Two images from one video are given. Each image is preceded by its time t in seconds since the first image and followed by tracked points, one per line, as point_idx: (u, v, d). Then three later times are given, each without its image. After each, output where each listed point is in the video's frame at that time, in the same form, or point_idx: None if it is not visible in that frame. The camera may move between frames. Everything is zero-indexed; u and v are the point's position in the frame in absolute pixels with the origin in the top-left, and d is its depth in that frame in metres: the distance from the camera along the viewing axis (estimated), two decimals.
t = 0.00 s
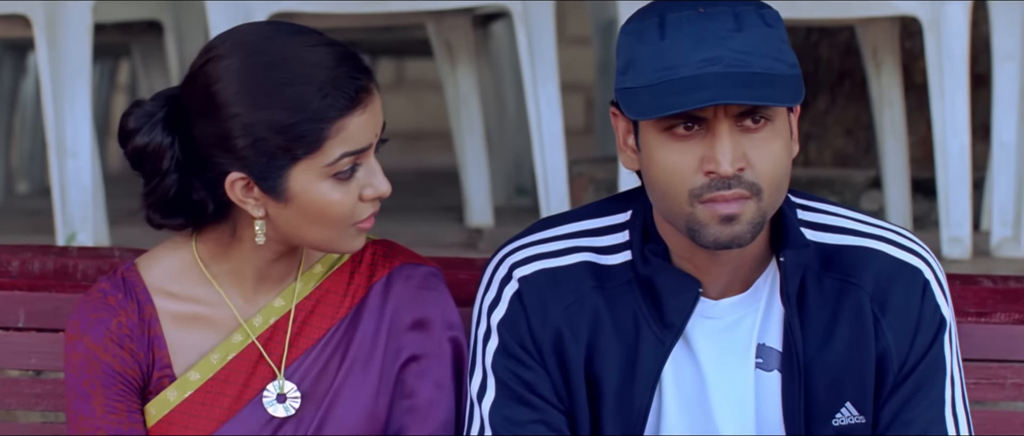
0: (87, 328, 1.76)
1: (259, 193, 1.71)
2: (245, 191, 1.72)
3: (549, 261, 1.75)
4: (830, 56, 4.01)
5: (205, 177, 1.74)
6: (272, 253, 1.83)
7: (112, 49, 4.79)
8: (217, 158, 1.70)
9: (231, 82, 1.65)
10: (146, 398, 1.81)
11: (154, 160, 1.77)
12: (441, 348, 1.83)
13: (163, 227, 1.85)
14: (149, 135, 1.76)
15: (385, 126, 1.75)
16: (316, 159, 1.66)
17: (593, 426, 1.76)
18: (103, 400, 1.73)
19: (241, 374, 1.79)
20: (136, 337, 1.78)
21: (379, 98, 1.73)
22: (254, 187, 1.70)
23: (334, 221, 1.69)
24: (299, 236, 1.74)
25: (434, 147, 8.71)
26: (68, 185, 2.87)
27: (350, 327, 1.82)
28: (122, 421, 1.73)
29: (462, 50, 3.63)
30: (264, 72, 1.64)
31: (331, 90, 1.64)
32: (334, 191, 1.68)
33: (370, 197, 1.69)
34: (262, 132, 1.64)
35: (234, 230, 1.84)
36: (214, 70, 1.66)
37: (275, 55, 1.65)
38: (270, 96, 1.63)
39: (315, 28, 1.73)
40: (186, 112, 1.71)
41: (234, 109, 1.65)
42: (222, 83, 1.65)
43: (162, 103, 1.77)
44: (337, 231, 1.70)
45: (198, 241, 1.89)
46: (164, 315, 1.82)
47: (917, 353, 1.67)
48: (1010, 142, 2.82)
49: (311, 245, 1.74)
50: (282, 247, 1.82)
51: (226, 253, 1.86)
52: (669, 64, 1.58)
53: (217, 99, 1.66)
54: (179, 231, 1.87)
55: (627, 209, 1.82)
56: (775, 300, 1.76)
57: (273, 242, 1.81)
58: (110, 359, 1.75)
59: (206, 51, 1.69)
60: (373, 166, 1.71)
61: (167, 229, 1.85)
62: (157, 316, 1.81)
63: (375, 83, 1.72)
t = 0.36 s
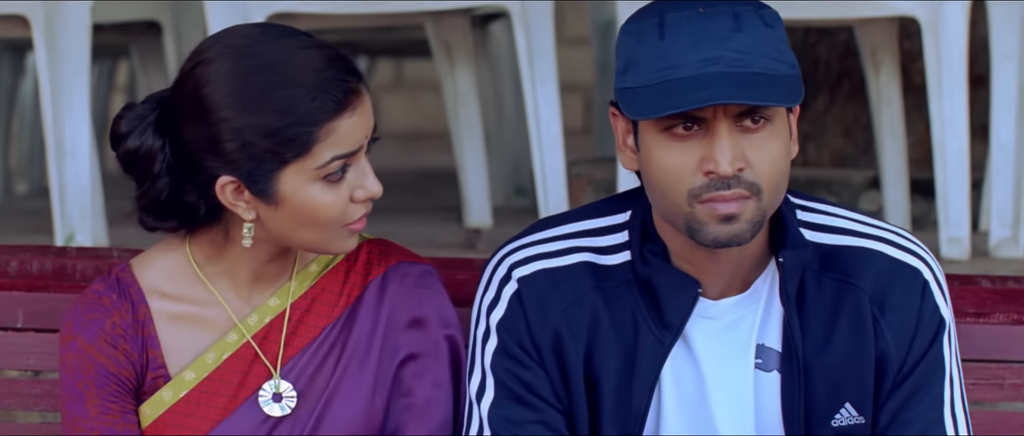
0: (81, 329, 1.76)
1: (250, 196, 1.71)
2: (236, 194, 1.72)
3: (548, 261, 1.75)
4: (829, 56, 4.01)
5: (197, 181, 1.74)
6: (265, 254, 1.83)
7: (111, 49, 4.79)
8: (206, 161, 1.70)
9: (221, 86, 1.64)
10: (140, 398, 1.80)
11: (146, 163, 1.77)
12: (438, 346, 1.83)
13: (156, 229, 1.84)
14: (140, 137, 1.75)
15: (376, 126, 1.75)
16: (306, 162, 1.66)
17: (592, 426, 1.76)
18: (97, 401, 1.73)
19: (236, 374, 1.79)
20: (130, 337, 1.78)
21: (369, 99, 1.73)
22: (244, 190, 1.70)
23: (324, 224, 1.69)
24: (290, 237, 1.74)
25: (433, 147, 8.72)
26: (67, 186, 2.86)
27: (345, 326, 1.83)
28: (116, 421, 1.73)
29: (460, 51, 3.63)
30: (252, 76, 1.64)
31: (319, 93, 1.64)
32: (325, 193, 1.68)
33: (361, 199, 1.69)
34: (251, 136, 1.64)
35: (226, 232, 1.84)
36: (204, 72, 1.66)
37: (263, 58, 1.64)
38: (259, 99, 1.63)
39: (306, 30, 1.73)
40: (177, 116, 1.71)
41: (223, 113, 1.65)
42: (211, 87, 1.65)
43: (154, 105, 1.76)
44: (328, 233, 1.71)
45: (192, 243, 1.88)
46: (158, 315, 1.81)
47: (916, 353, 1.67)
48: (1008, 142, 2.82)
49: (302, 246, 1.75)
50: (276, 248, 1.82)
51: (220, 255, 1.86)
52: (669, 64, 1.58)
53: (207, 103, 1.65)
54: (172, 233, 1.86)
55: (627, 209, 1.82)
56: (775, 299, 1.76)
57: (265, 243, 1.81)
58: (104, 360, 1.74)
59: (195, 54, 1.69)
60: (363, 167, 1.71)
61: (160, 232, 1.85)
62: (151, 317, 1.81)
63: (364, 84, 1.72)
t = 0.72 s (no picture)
0: (82, 331, 1.75)
1: (256, 199, 1.70)
2: (242, 198, 1.72)
3: (547, 262, 1.75)
4: (828, 57, 4.02)
5: (201, 185, 1.73)
6: (269, 253, 1.83)
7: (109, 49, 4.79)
8: (212, 166, 1.69)
9: (225, 92, 1.64)
10: (141, 399, 1.80)
11: (149, 166, 1.76)
12: (436, 345, 1.83)
13: (158, 232, 1.85)
14: (143, 141, 1.75)
15: (379, 126, 1.76)
16: (312, 164, 1.66)
17: (590, 426, 1.76)
18: (99, 402, 1.73)
19: (237, 374, 1.79)
20: (132, 339, 1.78)
21: (373, 100, 1.73)
22: (251, 194, 1.70)
23: (332, 224, 1.70)
24: (296, 239, 1.75)
25: (432, 148, 8.74)
26: (66, 186, 2.86)
27: (343, 326, 1.83)
28: (118, 423, 1.73)
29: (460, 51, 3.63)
30: (258, 80, 1.64)
31: (326, 96, 1.64)
32: (332, 194, 1.69)
33: (366, 199, 1.71)
34: (258, 140, 1.64)
35: (228, 234, 1.84)
36: (208, 77, 1.66)
37: (265, 63, 1.64)
38: (265, 104, 1.63)
39: (306, 31, 1.73)
40: (180, 120, 1.70)
41: (229, 118, 1.64)
42: (216, 92, 1.65)
43: (154, 108, 1.77)
44: (336, 235, 1.72)
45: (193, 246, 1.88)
46: (159, 317, 1.81)
47: (915, 353, 1.67)
48: (1007, 142, 2.83)
49: (309, 247, 1.75)
50: (277, 249, 1.83)
51: (221, 254, 1.86)
52: (666, 65, 1.58)
53: (211, 108, 1.65)
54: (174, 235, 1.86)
55: (626, 209, 1.82)
56: (773, 300, 1.77)
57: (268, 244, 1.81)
58: (105, 362, 1.74)
59: (197, 58, 1.68)
60: (368, 168, 1.71)
61: (162, 235, 1.85)
62: (152, 318, 1.81)
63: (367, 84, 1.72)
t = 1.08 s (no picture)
0: (83, 331, 1.75)
1: (257, 196, 1.70)
2: (243, 195, 1.72)
3: (546, 263, 1.75)
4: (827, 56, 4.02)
5: (202, 182, 1.73)
6: (270, 251, 1.83)
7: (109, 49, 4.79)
8: (213, 162, 1.69)
9: (225, 88, 1.64)
10: (141, 399, 1.80)
11: (150, 165, 1.76)
12: (436, 346, 1.83)
13: (159, 232, 1.85)
14: (143, 140, 1.75)
15: (380, 124, 1.76)
16: (313, 161, 1.66)
17: (588, 427, 1.76)
18: (99, 402, 1.73)
19: (237, 375, 1.79)
20: (132, 339, 1.78)
21: (374, 97, 1.73)
22: (252, 191, 1.70)
23: (333, 221, 1.70)
24: (297, 237, 1.74)
25: (432, 148, 8.75)
26: (65, 186, 2.86)
27: (344, 326, 1.83)
28: (118, 423, 1.72)
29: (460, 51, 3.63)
30: (258, 76, 1.64)
31: (326, 92, 1.65)
32: (332, 192, 1.68)
33: (367, 197, 1.70)
34: (259, 136, 1.64)
35: (229, 234, 1.84)
36: (208, 74, 1.66)
37: (266, 59, 1.64)
38: (266, 100, 1.63)
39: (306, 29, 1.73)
40: (181, 118, 1.70)
41: (229, 114, 1.64)
42: (217, 88, 1.65)
43: (155, 107, 1.76)
44: (337, 233, 1.71)
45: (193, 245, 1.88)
46: (159, 317, 1.82)
47: (914, 353, 1.67)
48: (1007, 142, 2.83)
49: (310, 246, 1.75)
50: (279, 248, 1.82)
51: (222, 254, 1.86)
52: (664, 65, 1.59)
53: (212, 105, 1.65)
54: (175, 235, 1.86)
55: (625, 210, 1.82)
56: (772, 301, 1.77)
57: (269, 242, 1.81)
58: (106, 362, 1.74)
59: (198, 55, 1.68)
60: (369, 166, 1.71)
61: (163, 234, 1.85)
62: (153, 318, 1.81)
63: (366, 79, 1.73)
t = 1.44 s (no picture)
0: (83, 330, 1.75)
1: (255, 193, 1.70)
2: (240, 192, 1.71)
3: (546, 263, 1.75)
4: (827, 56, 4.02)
5: (200, 180, 1.73)
6: (270, 250, 1.83)
7: (108, 50, 4.78)
8: (211, 158, 1.69)
9: (223, 83, 1.64)
10: (142, 399, 1.80)
11: (148, 163, 1.76)
12: (437, 347, 1.83)
13: (159, 232, 1.84)
14: (142, 138, 1.75)
15: (378, 122, 1.76)
16: (310, 157, 1.66)
17: (588, 427, 1.76)
18: (99, 402, 1.72)
19: (237, 374, 1.79)
20: (132, 338, 1.78)
21: (371, 94, 1.73)
22: (250, 188, 1.70)
23: (331, 218, 1.69)
24: (295, 234, 1.74)
25: (432, 148, 8.76)
26: (65, 186, 2.86)
27: (344, 327, 1.83)
28: (119, 422, 1.72)
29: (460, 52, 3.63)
30: (256, 71, 1.64)
31: (323, 87, 1.65)
32: (329, 188, 1.68)
33: (365, 194, 1.70)
34: (256, 132, 1.64)
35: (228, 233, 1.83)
36: (206, 70, 1.66)
37: (264, 55, 1.64)
38: (263, 95, 1.63)
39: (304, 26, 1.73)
40: (180, 115, 1.70)
41: (227, 110, 1.64)
42: (214, 84, 1.65)
43: (155, 106, 1.77)
44: (335, 230, 1.71)
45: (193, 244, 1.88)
46: (159, 317, 1.82)
47: (914, 353, 1.67)
48: (1007, 143, 2.82)
49: (308, 243, 1.75)
50: (278, 246, 1.82)
51: (222, 254, 1.85)
52: (664, 66, 1.59)
53: (210, 101, 1.65)
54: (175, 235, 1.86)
55: (625, 211, 1.82)
56: (771, 302, 1.76)
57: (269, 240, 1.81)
58: (106, 361, 1.74)
59: (196, 52, 1.68)
60: (367, 163, 1.71)
61: (163, 234, 1.84)
62: (153, 318, 1.81)
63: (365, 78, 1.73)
